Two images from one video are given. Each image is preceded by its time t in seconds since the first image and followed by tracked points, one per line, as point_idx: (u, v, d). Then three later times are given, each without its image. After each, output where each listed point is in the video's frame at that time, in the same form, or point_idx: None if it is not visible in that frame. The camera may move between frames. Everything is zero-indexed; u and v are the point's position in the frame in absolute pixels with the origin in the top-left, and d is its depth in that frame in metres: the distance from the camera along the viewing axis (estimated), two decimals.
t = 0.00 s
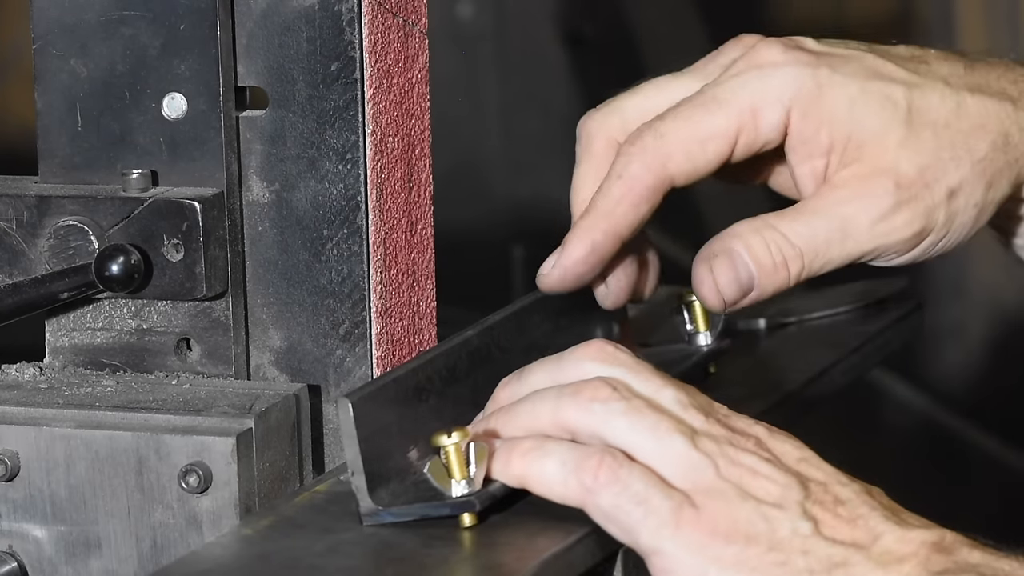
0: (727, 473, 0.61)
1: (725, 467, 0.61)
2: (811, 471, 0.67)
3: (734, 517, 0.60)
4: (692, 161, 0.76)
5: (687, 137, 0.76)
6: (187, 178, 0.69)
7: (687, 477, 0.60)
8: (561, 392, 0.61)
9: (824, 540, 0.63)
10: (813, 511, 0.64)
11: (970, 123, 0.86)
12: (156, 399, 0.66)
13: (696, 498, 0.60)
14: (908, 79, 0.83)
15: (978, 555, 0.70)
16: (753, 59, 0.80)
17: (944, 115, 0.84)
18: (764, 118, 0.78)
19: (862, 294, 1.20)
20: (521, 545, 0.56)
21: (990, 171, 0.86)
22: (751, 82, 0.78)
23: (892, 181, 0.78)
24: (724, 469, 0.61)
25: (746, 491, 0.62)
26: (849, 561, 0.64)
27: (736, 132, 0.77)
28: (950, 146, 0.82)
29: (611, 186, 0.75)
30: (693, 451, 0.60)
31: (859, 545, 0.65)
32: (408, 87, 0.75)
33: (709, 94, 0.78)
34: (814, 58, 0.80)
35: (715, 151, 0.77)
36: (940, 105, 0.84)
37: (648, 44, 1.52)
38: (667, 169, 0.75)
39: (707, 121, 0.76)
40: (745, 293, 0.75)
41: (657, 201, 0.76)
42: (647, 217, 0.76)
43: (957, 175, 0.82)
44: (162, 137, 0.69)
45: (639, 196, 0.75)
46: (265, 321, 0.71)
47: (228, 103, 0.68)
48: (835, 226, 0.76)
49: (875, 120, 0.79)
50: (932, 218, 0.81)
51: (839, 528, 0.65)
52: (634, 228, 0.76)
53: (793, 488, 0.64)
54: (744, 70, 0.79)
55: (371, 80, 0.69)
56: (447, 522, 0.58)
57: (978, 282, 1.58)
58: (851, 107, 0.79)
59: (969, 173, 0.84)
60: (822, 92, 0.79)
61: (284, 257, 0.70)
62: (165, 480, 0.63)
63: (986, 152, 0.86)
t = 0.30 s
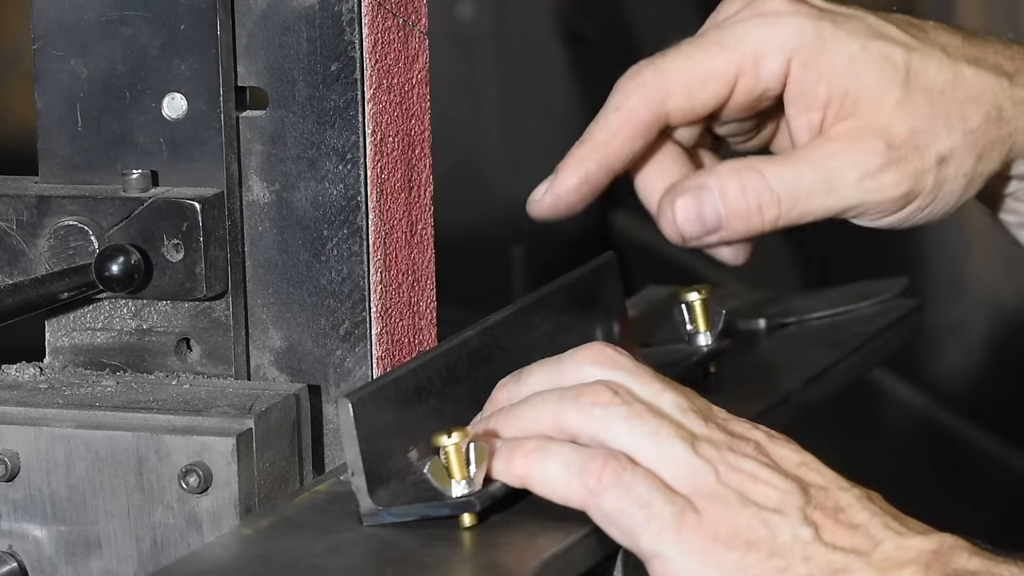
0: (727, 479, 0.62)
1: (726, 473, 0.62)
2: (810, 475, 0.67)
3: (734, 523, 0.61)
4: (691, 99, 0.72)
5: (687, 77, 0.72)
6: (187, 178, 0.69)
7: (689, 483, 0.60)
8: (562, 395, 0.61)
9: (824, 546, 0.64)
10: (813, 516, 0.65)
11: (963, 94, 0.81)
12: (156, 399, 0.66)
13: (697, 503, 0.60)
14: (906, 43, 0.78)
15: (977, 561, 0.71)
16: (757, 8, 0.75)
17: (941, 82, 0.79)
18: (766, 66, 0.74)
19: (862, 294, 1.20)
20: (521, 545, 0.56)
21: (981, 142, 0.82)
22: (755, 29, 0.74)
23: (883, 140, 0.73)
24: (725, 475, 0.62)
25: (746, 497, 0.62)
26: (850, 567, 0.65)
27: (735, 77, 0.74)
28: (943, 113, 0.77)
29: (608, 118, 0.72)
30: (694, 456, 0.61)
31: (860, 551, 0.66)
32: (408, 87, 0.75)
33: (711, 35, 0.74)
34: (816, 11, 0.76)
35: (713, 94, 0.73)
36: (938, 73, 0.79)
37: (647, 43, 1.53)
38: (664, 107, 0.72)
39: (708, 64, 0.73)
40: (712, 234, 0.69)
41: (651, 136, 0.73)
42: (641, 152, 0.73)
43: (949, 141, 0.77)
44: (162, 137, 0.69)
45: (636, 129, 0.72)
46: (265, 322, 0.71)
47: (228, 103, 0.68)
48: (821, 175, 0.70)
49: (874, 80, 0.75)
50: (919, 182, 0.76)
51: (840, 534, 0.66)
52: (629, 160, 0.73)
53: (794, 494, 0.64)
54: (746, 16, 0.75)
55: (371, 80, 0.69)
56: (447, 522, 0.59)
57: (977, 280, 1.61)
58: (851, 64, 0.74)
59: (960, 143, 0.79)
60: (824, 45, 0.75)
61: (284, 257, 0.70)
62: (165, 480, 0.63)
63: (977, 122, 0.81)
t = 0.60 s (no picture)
0: (728, 481, 0.62)
1: (727, 474, 0.62)
2: (810, 475, 0.67)
3: (734, 524, 0.61)
4: (700, 75, 0.69)
5: (698, 51, 0.69)
6: (187, 178, 0.69)
7: (690, 484, 0.60)
8: (562, 397, 0.61)
9: (824, 547, 0.64)
10: (814, 517, 0.65)
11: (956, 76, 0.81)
12: (156, 399, 0.66)
13: (698, 504, 0.60)
14: (910, 20, 0.78)
15: (979, 561, 0.71)
16: None
17: (941, 61, 0.79)
18: (771, 39, 0.71)
19: (863, 294, 1.20)
20: (521, 545, 0.56)
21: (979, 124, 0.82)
22: None
23: (881, 109, 0.71)
24: (725, 476, 0.62)
25: (747, 498, 0.62)
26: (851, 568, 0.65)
27: (743, 51, 0.70)
28: (942, 91, 0.76)
29: (619, 97, 0.68)
30: (696, 458, 0.61)
31: (861, 552, 0.66)
32: (408, 87, 0.75)
33: (718, 10, 0.70)
34: None
35: (722, 69, 0.70)
36: (939, 50, 0.79)
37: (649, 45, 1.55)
38: (677, 79, 0.68)
39: (717, 37, 0.69)
40: (696, 183, 0.66)
41: (664, 115, 0.69)
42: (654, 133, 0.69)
43: (946, 119, 0.76)
44: (162, 137, 0.69)
45: (649, 112, 0.68)
46: (265, 321, 0.71)
47: (228, 103, 0.68)
48: (813, 136, 0.68)
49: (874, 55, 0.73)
50: (913, 155, 0.74)
51: (840, 534, 0.66)
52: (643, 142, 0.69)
53: (794, 495, 0.64)
54: None
55: (371, 80, 0.69)
56: (447, 522, 0.59)
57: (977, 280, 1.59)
58: (855, 37, 0.72)
59: (958, 121, 0.78)
60: (828, 18, 0.72)
61: (284, 257, 0.70)
62: (165, 480, 0.63)
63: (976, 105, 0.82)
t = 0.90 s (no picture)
0: (728, 483, 0.61)
1: (727, 476, 0.61)
2: (811, 475, 0.67)
3: (734, 525, 0.60)
4: (650, 255, 0.77)
5: (642, 234, 0.77)
6: (187, 178, 0.69)
7: (691, 485, 0.60)
8: (562, 399, 0.62)
9: (824, 549, 0.63)
10: (814, 518, 0.64)
11: (918, 197, 0.83)
12: (157, 399, 0.66)
13: (697, 507, 0.60)
14: (854, 151, 0.83)
15: (979, 561, 0.70)
16: (697, 145, 0.79)
17: (894, 190, 0.82)
18: (715, 205, 0.78)
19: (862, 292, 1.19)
20: (521, 545, 0.56)
21: (943, 243, 0.83)
22: (696, 169, 0.78)
23: (835, 256, 0.78)
24: (725, 478, 0.61)
25: (747, 500, 0.62)
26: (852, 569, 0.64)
27: (689, 223, 0.78)
28: (897, 222, 0.80)
29: (580, 296, 0.76)
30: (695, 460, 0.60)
31: (861, 554, 0.65)
32: (408, 88, 0.75)
33: (658, 186, 0.78)
34: (754, 140, 0.80)
35: (671, 244, 0.77)
36: (887, 178, 0.83)
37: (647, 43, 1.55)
38: (631, 262, 0.77)
39: (658, 213, 0.77)
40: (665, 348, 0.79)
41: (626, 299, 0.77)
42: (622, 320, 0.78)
43: (905, 251, 0.80)
44: (162, 137, 0.69)
45: (610, 300, 0.76)
46: (265, 321, 0.71)
47: (228, 103, 0.68)
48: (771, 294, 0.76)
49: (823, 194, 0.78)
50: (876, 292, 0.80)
51: (840, 535, 0.65)
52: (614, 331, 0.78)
53: (795, 497, 0.63)
54: (687, 155, 0.79)
55: (371, 80, 0.69)
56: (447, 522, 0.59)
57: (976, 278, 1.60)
58: (797, 182, 0.78)
59: (918, 250, 0.81)
60: (767, 173, 0.78)
61: (284, 257, 0.70)
62: (165, 480, 0.63)
63: (937, 223, 0.83)
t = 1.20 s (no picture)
0: (820, 495, 0.62)
1: (820, 490, 0.62)
2: (901, 499, 0.66)
3: (818, 538, 0.61)
4: (646, 259, 0.80)
5: (641, 236, 0.79)
6: (187, 178, 0.69)
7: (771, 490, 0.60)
8: (668, 379, 0.61)
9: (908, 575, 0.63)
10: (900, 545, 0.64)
11: (923, 211, 0.89)
12: (156, 399, 0.66)
13: (784, 512, 0.61)
14: (859, 167, 0.87)
15: None
16: (702, 154, 0.83)
17: (898, 204, 0.87)
18: (717, 213, 0.81)
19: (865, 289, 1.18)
20: (521, 546, 0.56)
21: (948, 257, 0.88)
22: (701, 177, 0.81)
23: (841, 270, 0.82)
24: (817, 492, 0.62)
25: (836, 516, 0.62)
26: None
27: (688, 228, 0.81)
28: (902, 235, 0.85)
29: (574, 294, 0.77)
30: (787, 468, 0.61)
31: None
32: (408, 87, 0.75)
33: (661, 189, 0.81)
34: (758, 152, 0.83)
35: (668, 247, 0.80)
36: (892, 194, 0.88)
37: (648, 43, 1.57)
38: (627, 262, 0.79)
39: (659, 217, 0.80)
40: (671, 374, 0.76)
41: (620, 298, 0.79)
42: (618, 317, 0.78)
43: (910, 264, 0.85)
44: (162, 137, 0.69)
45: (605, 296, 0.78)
46: (265, 321, 0.71)
47: (228, 103, 0.68)
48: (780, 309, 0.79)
49: (826, 212, 0.83)
50: (884, 306, 0.84)
51: (925, 562, 0.64)
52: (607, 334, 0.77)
53: (884, 519, 0.63)
54: (693, 163, 0.82)
55: (371, 80, 0.69)
56: (447, 521, 0.59)
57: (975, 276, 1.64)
58: (802, 196, 0.82)
59: (924, 263, 0.86)
60: (772, 184, 0.82)
61: (284, 257, 0.70)
62: (165, 479, 0.63)
63: (943, 237, 0.88)
